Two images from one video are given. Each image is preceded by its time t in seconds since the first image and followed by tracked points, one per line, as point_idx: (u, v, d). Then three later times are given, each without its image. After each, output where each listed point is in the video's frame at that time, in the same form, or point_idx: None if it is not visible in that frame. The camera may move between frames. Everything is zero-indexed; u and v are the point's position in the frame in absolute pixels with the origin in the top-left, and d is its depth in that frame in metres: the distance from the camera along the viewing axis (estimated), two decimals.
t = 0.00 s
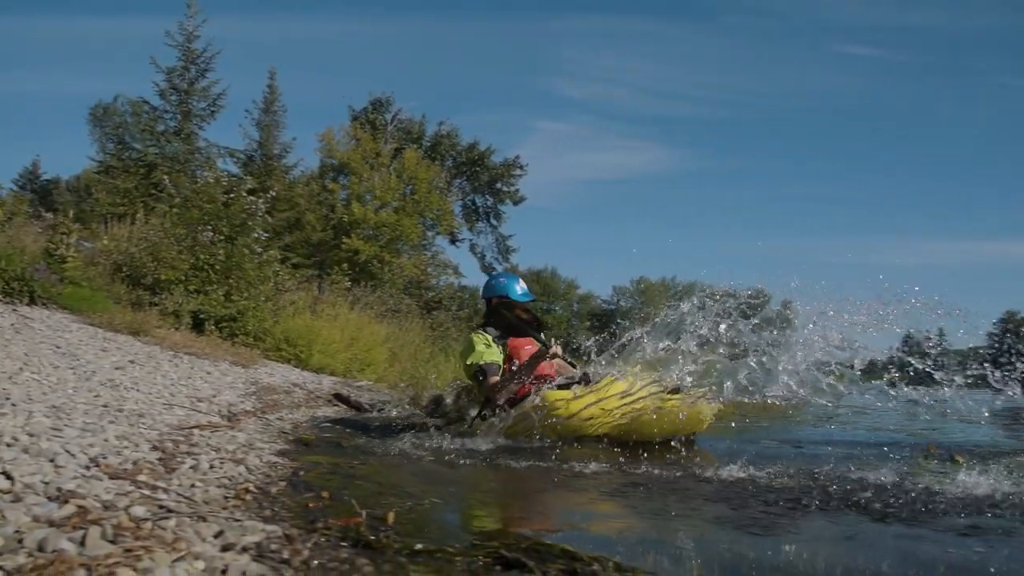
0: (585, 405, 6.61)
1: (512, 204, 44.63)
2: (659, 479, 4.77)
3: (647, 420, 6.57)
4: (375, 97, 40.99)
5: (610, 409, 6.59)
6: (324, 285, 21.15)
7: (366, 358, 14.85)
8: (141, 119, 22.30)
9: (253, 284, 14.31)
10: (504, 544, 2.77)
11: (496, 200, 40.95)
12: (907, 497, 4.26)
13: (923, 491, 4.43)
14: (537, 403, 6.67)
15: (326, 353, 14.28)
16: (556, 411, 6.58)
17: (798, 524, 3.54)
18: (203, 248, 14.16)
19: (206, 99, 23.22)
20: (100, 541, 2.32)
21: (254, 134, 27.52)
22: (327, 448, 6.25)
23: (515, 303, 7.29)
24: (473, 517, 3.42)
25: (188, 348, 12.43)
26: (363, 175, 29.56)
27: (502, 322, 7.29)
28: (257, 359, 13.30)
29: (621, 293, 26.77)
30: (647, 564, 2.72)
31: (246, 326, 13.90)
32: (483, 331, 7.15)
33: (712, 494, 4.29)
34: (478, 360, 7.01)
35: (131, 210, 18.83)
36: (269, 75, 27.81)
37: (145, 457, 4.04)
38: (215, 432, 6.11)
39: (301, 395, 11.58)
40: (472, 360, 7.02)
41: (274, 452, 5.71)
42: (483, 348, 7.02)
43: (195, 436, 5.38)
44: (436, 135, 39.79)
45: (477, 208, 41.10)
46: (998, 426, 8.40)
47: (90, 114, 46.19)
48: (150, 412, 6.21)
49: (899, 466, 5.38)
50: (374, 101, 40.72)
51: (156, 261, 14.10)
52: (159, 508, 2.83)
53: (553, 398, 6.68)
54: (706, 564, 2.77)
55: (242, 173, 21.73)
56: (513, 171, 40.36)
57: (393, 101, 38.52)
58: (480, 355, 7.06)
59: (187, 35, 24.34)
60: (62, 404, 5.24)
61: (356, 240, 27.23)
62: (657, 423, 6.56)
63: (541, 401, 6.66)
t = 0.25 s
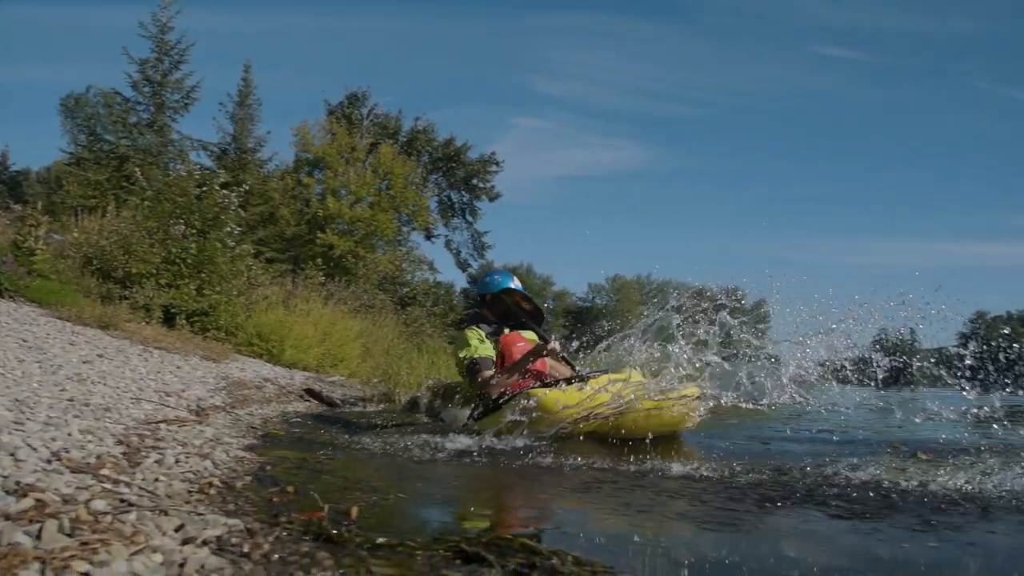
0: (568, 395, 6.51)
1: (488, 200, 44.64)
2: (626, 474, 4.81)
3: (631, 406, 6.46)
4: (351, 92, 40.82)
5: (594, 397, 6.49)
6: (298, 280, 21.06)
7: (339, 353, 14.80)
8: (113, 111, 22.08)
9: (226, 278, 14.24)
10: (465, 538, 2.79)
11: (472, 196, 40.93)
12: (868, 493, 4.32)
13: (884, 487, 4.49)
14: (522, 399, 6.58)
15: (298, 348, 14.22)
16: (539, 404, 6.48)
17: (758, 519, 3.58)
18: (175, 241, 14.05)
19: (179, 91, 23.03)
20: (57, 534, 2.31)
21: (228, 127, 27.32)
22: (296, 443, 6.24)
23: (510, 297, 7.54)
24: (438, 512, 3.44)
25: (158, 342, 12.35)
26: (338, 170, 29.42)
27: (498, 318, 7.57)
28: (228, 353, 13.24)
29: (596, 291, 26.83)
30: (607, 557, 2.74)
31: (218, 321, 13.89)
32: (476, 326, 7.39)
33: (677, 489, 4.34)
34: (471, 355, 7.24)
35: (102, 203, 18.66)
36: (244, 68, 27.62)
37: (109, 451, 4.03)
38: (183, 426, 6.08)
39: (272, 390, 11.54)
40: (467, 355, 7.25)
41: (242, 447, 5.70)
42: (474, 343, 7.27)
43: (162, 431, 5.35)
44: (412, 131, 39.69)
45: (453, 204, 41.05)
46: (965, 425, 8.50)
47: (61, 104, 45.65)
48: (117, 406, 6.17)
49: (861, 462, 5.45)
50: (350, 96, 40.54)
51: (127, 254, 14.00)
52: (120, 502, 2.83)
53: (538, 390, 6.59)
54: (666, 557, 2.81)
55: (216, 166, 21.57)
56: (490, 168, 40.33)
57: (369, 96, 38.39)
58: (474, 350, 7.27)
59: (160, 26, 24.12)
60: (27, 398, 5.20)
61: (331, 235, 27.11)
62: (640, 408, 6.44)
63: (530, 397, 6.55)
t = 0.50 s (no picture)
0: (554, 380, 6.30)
1: (463, 196, 44.60)
2: (594, 471, 4.83)
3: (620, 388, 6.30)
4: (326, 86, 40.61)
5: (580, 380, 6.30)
6: (271, 275, 20.95)
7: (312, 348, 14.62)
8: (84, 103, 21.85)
9: (198, 273, 14.08)
10: (427, 534, 2.80)
11: (448, 192, 40.86)
12: (830, 489, 4.38)
13: (846, 483, 4.55)
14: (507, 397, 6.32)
15: (271, 343, 14.10)
16: (525, 391, 6.23)
17: (720, 515, 3.62)
18: (145, 235, 13.83)
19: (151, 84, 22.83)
20: (12, 530, 2.30)
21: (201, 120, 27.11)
22: (264, 439, 6.22)
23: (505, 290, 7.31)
24: (403, 508, 3.45)
25: (127, 337, 12.24)
26: (313, 165, 29.26)
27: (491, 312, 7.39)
28: (199, 349, 13.16)
29: (571, 288, 26.90)
30: (568, 552, 2.76)
31: (189, 316, 13.75)
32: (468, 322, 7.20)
33: (643, 484, 4.37)
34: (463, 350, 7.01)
35: (72, 196, 18.48)
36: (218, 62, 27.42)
37: (72, 446, 4.00)
38: (150, 421, 6.04)
39: (243, 386, 11.48)
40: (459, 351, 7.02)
41: (209, 442, 5.67)
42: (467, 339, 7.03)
43: (128, 426, 5.32)
44: (387, 126, 39.56)
45: (428, 200, 40.97)
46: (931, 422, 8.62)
47: (30, 95, 45.07)
48: (83, 401, 6.12)
49: (826, 459, 5.51)
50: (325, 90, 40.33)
51: (97, 249, 13.86)
52: (80, 497, 2.82)
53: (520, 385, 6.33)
54: (625, 552, 2.84)
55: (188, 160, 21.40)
56: (465, 164, 40.29)
57: (344, 91, 38.23)
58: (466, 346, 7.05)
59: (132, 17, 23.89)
60: None
61: (305, 230, 26.99)
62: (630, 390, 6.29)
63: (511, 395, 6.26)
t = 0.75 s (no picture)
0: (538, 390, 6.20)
1: (440, 192, 44.52)
2: (564, 467, 4.86)
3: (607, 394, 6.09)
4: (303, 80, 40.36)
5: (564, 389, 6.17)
6: (245, 269, 20.82)
7: (286, 344, 14.61)
8: (56, 94, 21.59)
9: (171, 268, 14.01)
10: (390, 529, 2.82)
11: (424, 187, 40.76)
12: (796, 486, 4.42)
13: (813, 480, 4.59)
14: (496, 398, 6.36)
15: (244, 339, 14.06)
16: (513, 391, 6.25)
17: (685, 511, 3.66)
18: (118, 229, 13.74)
19: (125, 75, 22.62)
20: None
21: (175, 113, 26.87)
22: (234, 435, 6.20)
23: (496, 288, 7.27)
24: (370, 503, 3.47)
25: (98, 331, 12.14)
26: (289, 159, 29.05)
27: (483, 310, 7.35)
28: (171, 343, 13.07)
29: (547, 285, 26.93)
30: (530, 546, 2.79)
31: (162, 311, 13.70)
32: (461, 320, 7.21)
33: (611, 481, 4.41)
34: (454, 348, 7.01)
35: (43, 188, 18.27)
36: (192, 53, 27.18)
37: (36, 440, 3.97)
38: (117, 416, 6.00)
39: (215, 381, 11.42)
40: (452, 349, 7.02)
41: (178, 437, 5.65)
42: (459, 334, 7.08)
43: (95, 421, 5.29)
44: (364, 121, 39.39)
45: (405, 196, 40.84)
46: (900, 421, 8.70)
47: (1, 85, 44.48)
48: (51, 396, 6.07)
49: (794, 455, 5.56)
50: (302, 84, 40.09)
51: (69, 242, 13.73)
52: (43, 491, 2.81)
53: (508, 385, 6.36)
54: (588, 546, 2.86)
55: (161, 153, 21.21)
56: (442, 160, 40.21)
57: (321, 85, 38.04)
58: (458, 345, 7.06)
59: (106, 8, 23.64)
60: None
61: (280, 225, 26.90)
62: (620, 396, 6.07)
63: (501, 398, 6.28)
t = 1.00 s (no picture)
0: (525, 401, 6.09)
1: (418, 188, 44.42)
2: (536, 465, 4.87)
3: (596, 411, 5.90)
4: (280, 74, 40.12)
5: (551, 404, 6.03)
6: (220, 264, 20.66)
7: (261, 339, 14.54)
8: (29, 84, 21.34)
9: (144, 262, 13.91)
10: (356, 525, 2.83)
11: (402, 183, 40.64)
12: (764, 483, 4.45)
13: (782, 477, 4.64)
14: (485, 397, 6.26)
15: (218, 333, 13.98)
16: (501, 389, 6.21)
17: (653, 507, 3.68)
18: (91, 222, 13.62)
19: (100, 66, 22.42)
20: None
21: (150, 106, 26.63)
22: (205, 430, 6.17)
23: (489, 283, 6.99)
24: (338, 499, 3.47)
25: (69, 325, 12.02)
26: (266, 153, 28.84)
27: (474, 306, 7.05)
28: (144, 338, 12.97)
29: (524, 282, 26.94)
30: (497, 542, 2.81)
31: (135, 305, 13.61)
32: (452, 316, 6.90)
33: (583, 478, 4.43)
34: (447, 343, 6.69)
35: (15, 179, 18.06)
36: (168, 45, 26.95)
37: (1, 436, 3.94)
38: (86, 411, 5.95)
39: (187, 376, 11.34)
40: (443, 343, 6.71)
41: (148, 432, 5.61)
42: (453, 329, 6.77)
43: (63, 415, 5.24)
44: (342, 116, 39.22)
45: (383, 191, 40.69)
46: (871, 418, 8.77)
47: None
48: (19, 390, 6.01)
49: (765, 452, 5.59)
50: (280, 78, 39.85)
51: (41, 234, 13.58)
52: (5, 487, 2.79)
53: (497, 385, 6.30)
54: (553, 541, 2.88)
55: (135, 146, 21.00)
56: (420, 156, 40.13)
57: (299, 79, 37.83)
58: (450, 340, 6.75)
59: None
60: None
61: (257, 219, 26.62)
62: (608, 415, 5.87)
63: (489, 397, 6.23)
